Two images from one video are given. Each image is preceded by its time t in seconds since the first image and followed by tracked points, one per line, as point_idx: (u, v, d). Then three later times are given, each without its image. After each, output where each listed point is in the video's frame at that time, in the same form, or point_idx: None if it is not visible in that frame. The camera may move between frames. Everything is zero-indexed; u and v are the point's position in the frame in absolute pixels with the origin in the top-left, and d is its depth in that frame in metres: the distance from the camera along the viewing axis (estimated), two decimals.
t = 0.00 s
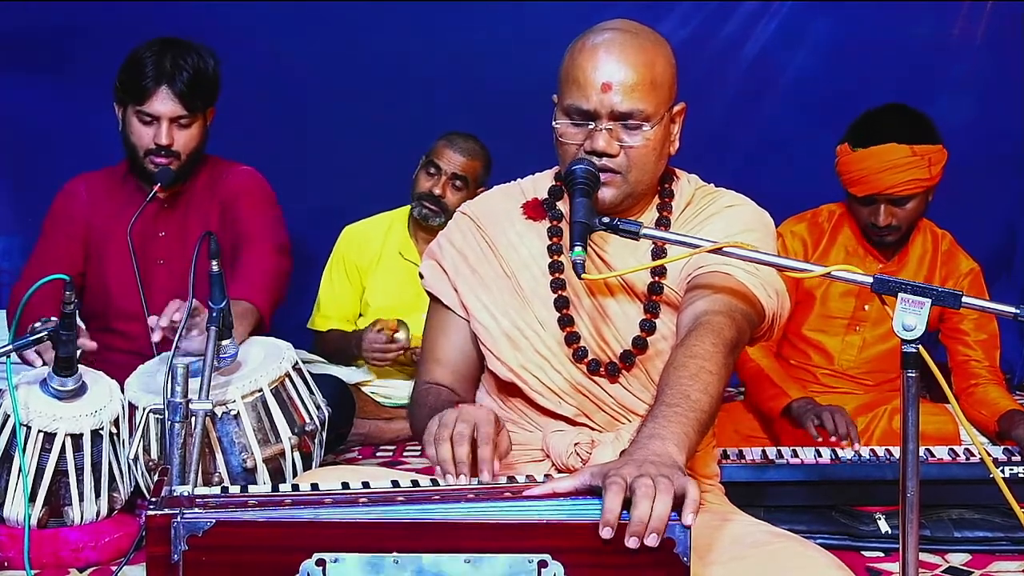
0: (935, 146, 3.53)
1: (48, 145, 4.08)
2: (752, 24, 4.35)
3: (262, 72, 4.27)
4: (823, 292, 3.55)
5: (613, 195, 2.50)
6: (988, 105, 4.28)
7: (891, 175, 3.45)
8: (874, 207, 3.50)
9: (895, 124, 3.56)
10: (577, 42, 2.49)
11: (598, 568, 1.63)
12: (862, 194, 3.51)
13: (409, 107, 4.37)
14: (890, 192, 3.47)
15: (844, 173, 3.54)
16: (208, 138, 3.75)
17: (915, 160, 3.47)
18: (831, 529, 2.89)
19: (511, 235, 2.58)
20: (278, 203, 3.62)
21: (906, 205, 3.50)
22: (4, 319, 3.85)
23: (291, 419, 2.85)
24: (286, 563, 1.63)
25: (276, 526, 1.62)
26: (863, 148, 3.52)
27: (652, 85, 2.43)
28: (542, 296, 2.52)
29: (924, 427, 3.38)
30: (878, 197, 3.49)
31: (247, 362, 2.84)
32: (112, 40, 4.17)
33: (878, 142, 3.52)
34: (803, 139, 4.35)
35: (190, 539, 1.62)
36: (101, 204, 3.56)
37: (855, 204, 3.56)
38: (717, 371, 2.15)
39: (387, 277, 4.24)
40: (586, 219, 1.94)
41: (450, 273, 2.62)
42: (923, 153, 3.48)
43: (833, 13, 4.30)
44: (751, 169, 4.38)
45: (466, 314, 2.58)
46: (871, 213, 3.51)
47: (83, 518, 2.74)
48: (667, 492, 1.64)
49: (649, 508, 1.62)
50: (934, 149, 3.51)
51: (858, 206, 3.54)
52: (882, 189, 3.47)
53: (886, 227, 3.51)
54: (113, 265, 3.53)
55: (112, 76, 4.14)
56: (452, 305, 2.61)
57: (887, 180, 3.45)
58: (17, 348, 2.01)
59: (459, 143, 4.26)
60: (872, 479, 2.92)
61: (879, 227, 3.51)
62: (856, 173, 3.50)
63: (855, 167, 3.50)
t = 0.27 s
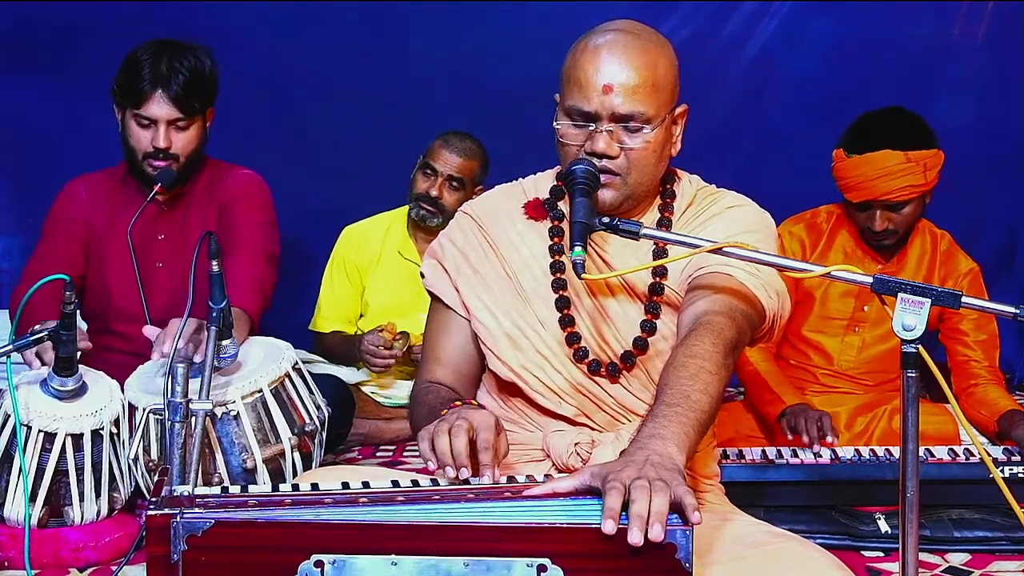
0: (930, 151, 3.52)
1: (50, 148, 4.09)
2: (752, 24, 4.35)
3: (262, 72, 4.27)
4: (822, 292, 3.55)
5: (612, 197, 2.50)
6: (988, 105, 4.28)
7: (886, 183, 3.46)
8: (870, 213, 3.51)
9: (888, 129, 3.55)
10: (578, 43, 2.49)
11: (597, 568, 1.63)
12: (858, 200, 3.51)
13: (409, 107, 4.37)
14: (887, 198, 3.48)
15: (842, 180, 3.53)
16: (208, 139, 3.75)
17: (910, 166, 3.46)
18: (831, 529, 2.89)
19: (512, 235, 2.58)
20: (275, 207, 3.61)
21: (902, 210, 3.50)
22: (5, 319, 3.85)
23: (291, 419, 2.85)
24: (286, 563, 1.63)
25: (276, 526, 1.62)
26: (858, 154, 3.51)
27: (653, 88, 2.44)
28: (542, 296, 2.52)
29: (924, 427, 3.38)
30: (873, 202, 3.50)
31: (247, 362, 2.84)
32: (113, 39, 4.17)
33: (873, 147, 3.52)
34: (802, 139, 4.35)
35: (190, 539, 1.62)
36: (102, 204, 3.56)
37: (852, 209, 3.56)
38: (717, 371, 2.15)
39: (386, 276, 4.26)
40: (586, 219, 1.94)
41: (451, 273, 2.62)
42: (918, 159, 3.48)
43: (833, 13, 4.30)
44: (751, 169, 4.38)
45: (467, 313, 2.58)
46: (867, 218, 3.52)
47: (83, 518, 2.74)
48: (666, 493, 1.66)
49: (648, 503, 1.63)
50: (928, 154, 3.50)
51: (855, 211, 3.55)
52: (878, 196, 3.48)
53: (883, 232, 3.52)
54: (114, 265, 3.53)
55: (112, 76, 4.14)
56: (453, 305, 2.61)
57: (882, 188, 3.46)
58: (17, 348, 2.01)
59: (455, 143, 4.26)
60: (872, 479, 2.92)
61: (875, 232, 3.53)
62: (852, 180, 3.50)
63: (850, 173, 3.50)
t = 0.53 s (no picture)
0: (925, 151, 3.51)
1: (50, 148, 4.09)
2: (753, 24, 4.35)
3: (262, 72, 4.27)
4: (820, 292, 3.55)
5: (611, 196, 2.49)
6: (988, 105, 4.29)
7: (880, 183, 3.46)
8: (865, 212, 3.51)
9: (882, 129, 3.55)
10: (580, 44, 2.49)
11: (597, 569, 1.63)
12: (853, 200, 3.51)
13: (409, 107, 4.37)
14: (881, 198, 3.47)
15: (838, 179, 3.53)
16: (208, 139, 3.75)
17: (904, 166, 3.46)
18: (831, 529, 2.89)
19: (513, 235, 2.58)
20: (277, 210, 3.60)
21: (897, 210, 3.50)
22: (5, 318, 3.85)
23: (291, 419, 2.85)
24: (285, 563, 1.63)
25: (276, 526, 1.62)
26: (854, 154, 3.51)
27: (654, 89, 2.43)
28: (543, 297, 2.52)
29: (924, 427, 3.38)
30: (868, 202, 3.49)
31: (247, 362, 2.84)
32: (113, 39, 4.17)
33: (869, 147, 3.52)
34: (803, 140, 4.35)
35: (190, 539, 1.62)
36: (101, 204, 3.56)
37: (847, 209, 3.56)
38: (718, 371, 2.15)
39: (384, 275, 4.24)
40: (585, 219, 1.94)
41: (451, 273, 2.62)
42: (912, 159, 3.48)
43: (834, 13, 4.30)
44: (751, 169, 4.38)
45: (467, 313, 2.58)
46: (863, 218, 3.51)
47: (83, 518, 2.74)
48: (663, 494, 1.66)
49: (647, 502, 1.64)
50: (923, 154, 3.50)
51: (851, 210, 3.55)
52: (872, 196, 3.47)
53: (877, 231, 3.51)
54: (113, 265, 3.53)
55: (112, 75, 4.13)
56: (453, 305, 2.61)
57: (876, 187, 3.46)
58: (17, 348, 2.01)
59: (450, 144, 4.26)
60: (872, 479, 2.91)
61: (871, 232, 3.52)
62: (848, 179, 3.49)
63: (845, 173, 3.50)
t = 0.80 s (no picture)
0: (923, 152, 3.51)
1: (50, 148, 4.09)
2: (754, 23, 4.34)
3: (262, 71, 4.27)
4: (819, 293, 3.55)
5: (612, 197, 2.49)
6: (988, 104, 4.29)
7: (878, 183, 3.46)
8: (863, 213, 3.51)
9: (882, 131, 3.55)
10: (580, 44, 2.49)
11: (597, 569, 1.63)
12: (851, 200, 3.52)
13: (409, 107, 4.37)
14: (879, 198, 3.47)
15: (836, 179, 3.53)
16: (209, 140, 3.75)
17: (903, 167, 3.46)
18: (831, 529, 2.88)
19: (513, 236, 2.58)
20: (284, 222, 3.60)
21: (896, 210, 3.50)
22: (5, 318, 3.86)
23: (291, 419, 2.85)
24: (285, 563, 1.63)
25: (275, 526, 1.62)
26: (851, 154, 3.51)
27: (654, 89, 2.43)
28: (543, 297, 2.52)
29: (924, 427, 3.38)
30: (866, 203, 3.50)
31: (247, 362, 2.84)
32: (113, 38, 4.16)
33: (867, 147, 3.51)
34: (802, 140, 4.35)
35: (190, 539, 1.62)
36: (101, 204, 3.57)
37: (845, 209, 3.57)
38: (718, 372, 2.15)
39: (384, 274, 4.25)
40: (586, 219, 1.94)
41: (452, 274, 2.62)
42: (911, 160, 3.47)
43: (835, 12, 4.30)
44: (751, 169, 4.37)
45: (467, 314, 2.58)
46: (860, 218, 3.52)
47: (83, 518, 2.74)
48: (664, 494, 1.65)
49: (646, 505, 1.63)
50: (922, 156, 3.49)
51: (849, 211, 3.55)
52: (870, 196, 3.48)
53: (875, 232, 3.52)
54: (112, 265, 3.53)
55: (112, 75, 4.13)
56: (454, 305, 2.61)
57: (874, 188, 3.46)
58: (17, 348, 2.01)
59: (437, 146, 4.24)
60: (872, 480, 2.91)
61: (868, 232, 3.53)
62: (844, 180, 3.50)
63: (843, 173, 3.50)
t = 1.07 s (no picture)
0: (919, 153, 3.51)
1: (51, 148, 4.09)
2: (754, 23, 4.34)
3: (262, 71, 4.27)
4: (818, 294, 3.56)
5: (613, 196, 2.50)
6: (988, 104, 4.29)
7: (873, 184, 3.46)
8: (859, 213, 3.52)
9: (878, 132, 3.55)
10: (580, 43, 2.49)
11: (597, 569, 1.63)
12: (847, 200, 3.53)
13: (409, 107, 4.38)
14: (874, 199, 3.48)
15: (833, 180, 3.53)
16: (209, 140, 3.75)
17: (897, 168, 3.46)
18: (831, 529, 2.88)
19: (514, 235, 2.58)
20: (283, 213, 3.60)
21: (891, 211, 3.51)
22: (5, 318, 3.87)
23: (291, 419, 2.85)
24: (285, 563, 1.63)
25: (275, 526, 1.62)
26: (846, 155, 3.52)
27: (654, 89, 2.43)
28: (544, 297, 2.52)
29: (924, 427, 3.38)
30: (862, 204, 3.51)
31: (247, 362, 2.84)
32: (113, 38, 4.17)
33: (862, 148, 3.52)
34: (803, 140, 4.36)
35: (190, 539, 1.62)
36: (101, 204, 3.57)
37: (842, 210, 3.58)
38: (718, 372, 2.15)
39: (381, 275, 4.31)
40: (586, 219, 1.94)
41: (452, 273, 2.62)
42: (905, 161, 3.47)
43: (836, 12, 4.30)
44: (751, 169, 4.38)
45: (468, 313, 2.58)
46: (856, 219, 3.53)
47: (83, 518, 2.74)
48: (662, 494, 1.66)
49: (646, 505, 1.63)
50: (917, 156, 3.49)
51: (845, 211, 3.56)
52: (866, 197, 3.48)
53: (871, 232, 3.53)
54: (113, 266, 3.53)
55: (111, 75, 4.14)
56: (455, 304, 2.61)
57: (869, 188, 3.47)
58: (17, 348, 2.02)
59: (428, 146, 4.28)
60: (872, 480, 2.92)
61: (864, 232, 3.54)
62: (839, 181, 3.51)
63: (838, 174, 3.51)
